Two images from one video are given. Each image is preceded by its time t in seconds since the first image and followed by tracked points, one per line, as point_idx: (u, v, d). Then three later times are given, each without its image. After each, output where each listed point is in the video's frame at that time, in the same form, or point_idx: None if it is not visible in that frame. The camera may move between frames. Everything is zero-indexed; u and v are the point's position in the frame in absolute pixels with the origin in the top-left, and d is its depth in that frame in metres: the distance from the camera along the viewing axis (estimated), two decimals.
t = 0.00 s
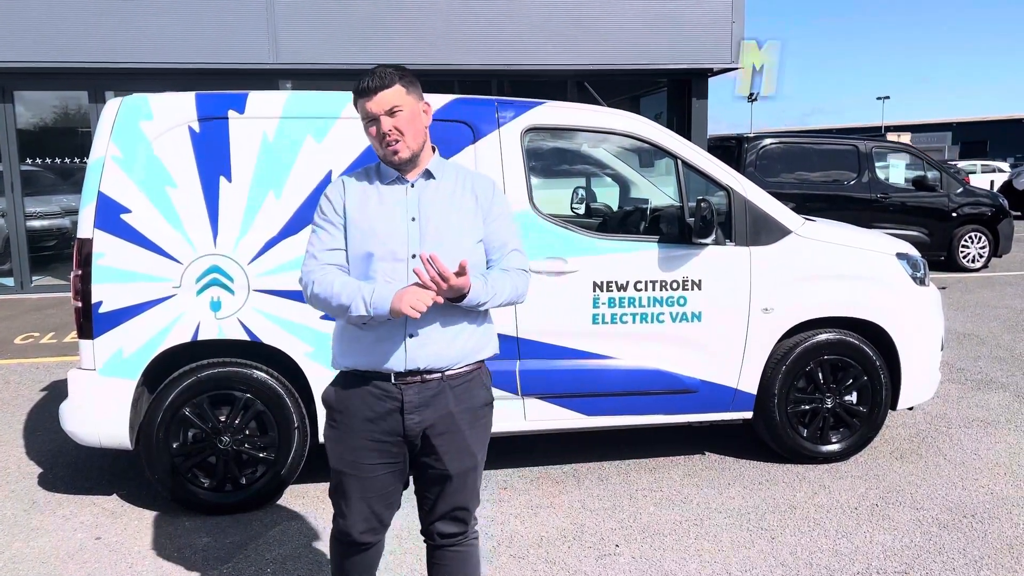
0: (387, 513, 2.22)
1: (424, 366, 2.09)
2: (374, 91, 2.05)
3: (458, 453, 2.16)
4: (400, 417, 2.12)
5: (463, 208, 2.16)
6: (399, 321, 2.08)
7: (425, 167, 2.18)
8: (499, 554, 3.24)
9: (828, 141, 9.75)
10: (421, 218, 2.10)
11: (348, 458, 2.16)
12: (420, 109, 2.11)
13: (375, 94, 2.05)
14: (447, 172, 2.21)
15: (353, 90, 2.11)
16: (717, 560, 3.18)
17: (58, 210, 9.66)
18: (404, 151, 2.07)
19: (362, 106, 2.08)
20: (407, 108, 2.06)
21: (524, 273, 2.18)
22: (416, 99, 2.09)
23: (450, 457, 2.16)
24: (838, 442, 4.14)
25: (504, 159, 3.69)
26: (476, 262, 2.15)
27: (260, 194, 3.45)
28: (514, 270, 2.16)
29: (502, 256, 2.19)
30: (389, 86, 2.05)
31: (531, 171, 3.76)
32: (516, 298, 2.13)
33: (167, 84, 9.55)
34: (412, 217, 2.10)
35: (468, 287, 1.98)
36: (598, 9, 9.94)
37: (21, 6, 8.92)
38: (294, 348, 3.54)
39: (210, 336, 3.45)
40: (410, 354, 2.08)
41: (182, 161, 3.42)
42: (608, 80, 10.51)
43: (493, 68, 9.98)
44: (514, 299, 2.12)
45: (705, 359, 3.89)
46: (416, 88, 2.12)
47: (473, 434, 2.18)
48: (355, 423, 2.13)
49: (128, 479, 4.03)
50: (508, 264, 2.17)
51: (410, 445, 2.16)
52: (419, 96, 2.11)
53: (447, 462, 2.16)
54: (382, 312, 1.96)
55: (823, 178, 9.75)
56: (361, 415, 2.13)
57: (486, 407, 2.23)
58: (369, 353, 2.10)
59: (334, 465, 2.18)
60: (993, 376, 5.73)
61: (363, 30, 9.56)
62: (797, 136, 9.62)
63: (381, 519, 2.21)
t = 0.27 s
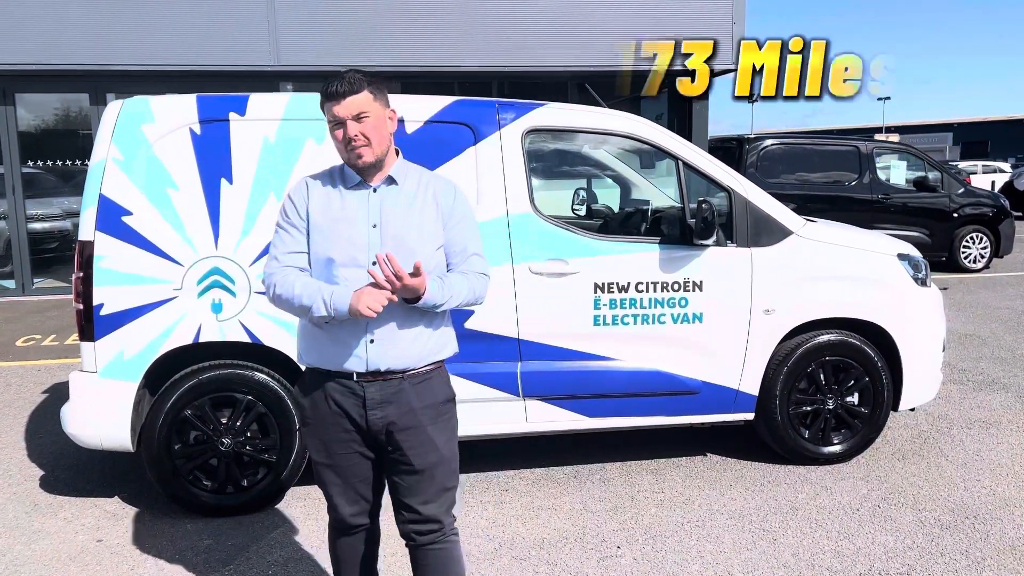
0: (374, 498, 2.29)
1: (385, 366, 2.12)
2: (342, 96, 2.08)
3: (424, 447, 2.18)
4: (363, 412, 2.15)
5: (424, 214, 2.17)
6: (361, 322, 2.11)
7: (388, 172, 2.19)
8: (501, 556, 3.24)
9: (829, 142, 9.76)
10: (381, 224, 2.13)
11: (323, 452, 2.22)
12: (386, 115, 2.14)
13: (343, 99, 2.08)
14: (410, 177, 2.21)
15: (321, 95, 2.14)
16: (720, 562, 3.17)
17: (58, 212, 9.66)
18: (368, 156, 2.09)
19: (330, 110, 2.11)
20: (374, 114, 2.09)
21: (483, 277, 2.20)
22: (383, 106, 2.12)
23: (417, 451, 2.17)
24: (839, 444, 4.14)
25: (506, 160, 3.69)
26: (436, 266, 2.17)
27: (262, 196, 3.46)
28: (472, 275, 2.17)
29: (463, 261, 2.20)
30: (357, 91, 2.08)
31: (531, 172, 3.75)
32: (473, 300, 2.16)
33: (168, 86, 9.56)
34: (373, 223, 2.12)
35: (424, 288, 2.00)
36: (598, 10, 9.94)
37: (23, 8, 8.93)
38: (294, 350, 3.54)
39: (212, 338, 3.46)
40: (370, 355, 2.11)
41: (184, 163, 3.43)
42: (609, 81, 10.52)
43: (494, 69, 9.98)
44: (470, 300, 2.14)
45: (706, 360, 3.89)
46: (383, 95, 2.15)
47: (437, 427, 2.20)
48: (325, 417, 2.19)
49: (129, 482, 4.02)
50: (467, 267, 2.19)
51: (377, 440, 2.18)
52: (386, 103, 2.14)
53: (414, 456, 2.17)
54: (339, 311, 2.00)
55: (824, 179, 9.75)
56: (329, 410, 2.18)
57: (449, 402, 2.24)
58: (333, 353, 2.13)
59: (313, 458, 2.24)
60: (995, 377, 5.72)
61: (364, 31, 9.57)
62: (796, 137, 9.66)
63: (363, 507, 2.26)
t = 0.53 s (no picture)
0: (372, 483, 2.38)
1: (378, 360, 2.21)
2: (308, 105, 2.13)
3: (418, 431, 2.28)
4: (359, 402, 2.24)
5: (399, 210, 2.26)
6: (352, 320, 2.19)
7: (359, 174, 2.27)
8: (502, 557, 3.24)
9: (829, 142, 9.76)
10: (359, 227, 2.21)
11: (321, 443, 2.31)
12: (352, 120, 2.21)
13: (309, 107, 2.13)
14: (379, 175, 2.29)
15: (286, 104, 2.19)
16: (722, 563, 3.17)
17: (59, 214, 9.66)
18: (338, 162, 2.17)
19: (296, 119, 2.15)
20: (341, 121, 2.16)
21: (461, 263, 2.32)
22: (349, 112, 2.19)
23: (411, 435, 2.27)
24: (842, 444, 4.14)
25: (506, 162, 3.69)
26: (415, 259, 2.27)
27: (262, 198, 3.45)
28: (450, 264, 2.29)
29: (441, 250, 2.31)
30: (323, 99, 2.14)
31: (532, 173, 3.75)
32: (454, 288, 2.28)
33: (170, 88, 9.57)
34: (351, 227, 2.20)
35: (410, 292, 2.11)
36: (599, 11, 9.95)
37: (24, 11, 8.96)
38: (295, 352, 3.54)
39: (213, 340, 3.45)
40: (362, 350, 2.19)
41: (184, 165, 3.43)
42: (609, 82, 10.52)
43: (495, 70, 9.98)
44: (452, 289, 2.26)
45: (707, 361, 3.89)
46: (348, 101, 2.22)
47: (428, 411, 2.30)
48: (320, 409, 2.27)
49: (131, 484, 4.02)
50: (445, 256, 2.30)
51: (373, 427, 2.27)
52: (352, 108, 2.21)
53: (408, 440, 2.27)
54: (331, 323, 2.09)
55: (825, 180, 9.75)
56: (324, 402, 2.26)
57: (437, 386, 2.35)
58: (326, 351, 2.21)
59: (310, 449, 2.33)
60: (997, 378, 5.71)
61: (364, 33, 9.58)
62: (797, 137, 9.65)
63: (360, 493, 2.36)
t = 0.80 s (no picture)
0: (377, 478, 2.41)
1: (385, 351, 2.26)
2: (287, 109, 2.14)
3: (427, 421, 2.36)
4: (369, 395, 2.29)
5: (389, 204, 2.31)
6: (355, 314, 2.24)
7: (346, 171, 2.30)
8: (503, 558, 3.23)
9: (830, 142, 9.76)
10: (352, 222, 2.25)
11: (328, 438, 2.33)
12: (332, 119, 2.22)
13: (289, 110, 2.14)
14: (366, 171, 2.33)
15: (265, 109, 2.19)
16: (723, 564, 3.16)
17: (60, 215, 9.66)
18: (325, 161, 2.19)
19: (277, 123, 2.16)
20: (322, 121, 2.18)
21: (454, 251, 2.39)
22: (328, 111, 2.20)
23: (421, 425, 2.35)
24: (843, 444, 4.13)
25: (507, 162, 3.69)
26: (410, 250, 2.32)
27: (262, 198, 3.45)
28: (445, 252, 2.35)
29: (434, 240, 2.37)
30: (302, 101, 2.15)
31: (533, 174, 3.75)
32: (451, 274, 2.34)
33: (170, 89, 9.57)
34: (344, 222, 2.24)
35: (408, 279, 2.16)
36: (599, 11, 9.95)
37: (26, 12, 8.96)
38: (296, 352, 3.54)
39: (214, 341, 3.45)
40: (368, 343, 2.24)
41: (185, 166, 3.43)
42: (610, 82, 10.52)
43: (496, 70, 9.98)
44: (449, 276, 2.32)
45: (708, 361, 3.88)
46: (325, 100, 2.23)
47: (436, 402, 2.39)
48: (329, 404, 2.30)
49: (131, 484, 4.02)
50: (438, 245, 2.37)
51: (382, 419, 2.33)
52: (330, 107, 2.22)
53: (418, 430, 2.34)
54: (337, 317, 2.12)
55: (825, 179, 9.74)
56: (334, 397, 2.30)
57: (442, 377, 2.44)
58: (333, 348, 2.25)
59: (316, 445, 2.34)
60: (999, 377, 5.71)
61: (365, 34, 9.58)
62: (797, 137, 9.65)
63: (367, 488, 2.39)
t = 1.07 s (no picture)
0: (381, 473, 2.55)
1: (396, 345, 2.43)
2: (303, 110, 2.25)
3: (432, 415, 2.55)
4: (381, 390, 2.45)
5: (399, 202, 2.45)
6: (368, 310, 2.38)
7: (358, 170, 2.43)
8: (504, 558, 3.23)
9: (830, 142, 9.75)
10: (364, 219, 2.38)
11: (338, 431, 2.46)
12: (346, 120, 2.34)
13: (305, 111, 2.25)
14: (377, 171, 2.47)
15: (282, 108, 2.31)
16: (724, 564, 3.16)
17: (60, 215, 9.66)
18: (338, 160, 2.31)
19: (294, 123, 2.28)
20: (336, 122, 2.29)
21: (460, 250, 2.51)
22: (343, 112, 2.32)
23: (426, 419, 2.53)
24: (843, 444, 4.13)
25: (507, 161, 3.69)
26: (418, 247, 2.45)
27: (262, 198, 3.45)
28: (451, 249, 2.48)
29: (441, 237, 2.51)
30: (318, 102, 2.26)
31: (533, 174, 3.75)
32: (456, 272, 2.47)
33: (170, 89, 9.56)
34: (356, 219, 2.37)
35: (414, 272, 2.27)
36: (599, 11, 9.95)
37: (26, 12, 8.96)
38: (295, 352, 3.53)
39: (214, 341, 3.46)
40: (381, 337, 2.40)
41: (185, 166, 3.43)
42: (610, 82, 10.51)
43: (496, 70, 9.98)
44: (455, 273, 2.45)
45: (709, 361, 3.88)
46: (340, 101, 2.34)
47: (441, 398, 2.57)
48: (341, 399, 2.44)
49: (132, 485, 4.02)
50: (445, 244, 2.50)
51: (390, 413, 2.49)
52: (345, 108, 2.34)
53: (423, 423, 2.53)
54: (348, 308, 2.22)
55: (826, 179, 9.74)
56: (346, 391, 2.44)
57: (447, 373, 2.62)
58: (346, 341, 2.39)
59: (325, 438, 2.47)
60: (999, 377, 5.70)
61: (365, 34, 9.57)
62: (798, 137, 9.64)
63: (372, 482, 2.52)
